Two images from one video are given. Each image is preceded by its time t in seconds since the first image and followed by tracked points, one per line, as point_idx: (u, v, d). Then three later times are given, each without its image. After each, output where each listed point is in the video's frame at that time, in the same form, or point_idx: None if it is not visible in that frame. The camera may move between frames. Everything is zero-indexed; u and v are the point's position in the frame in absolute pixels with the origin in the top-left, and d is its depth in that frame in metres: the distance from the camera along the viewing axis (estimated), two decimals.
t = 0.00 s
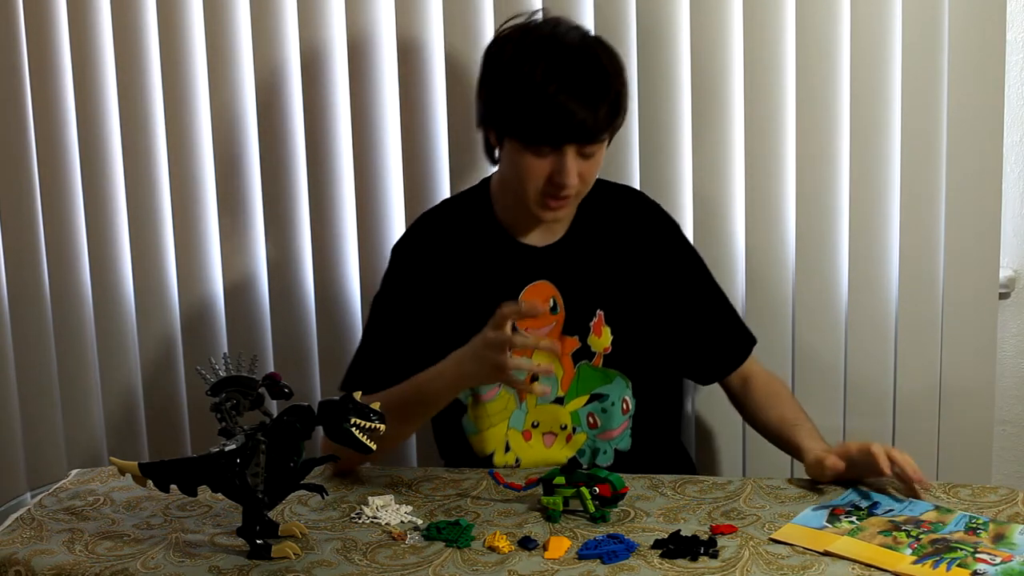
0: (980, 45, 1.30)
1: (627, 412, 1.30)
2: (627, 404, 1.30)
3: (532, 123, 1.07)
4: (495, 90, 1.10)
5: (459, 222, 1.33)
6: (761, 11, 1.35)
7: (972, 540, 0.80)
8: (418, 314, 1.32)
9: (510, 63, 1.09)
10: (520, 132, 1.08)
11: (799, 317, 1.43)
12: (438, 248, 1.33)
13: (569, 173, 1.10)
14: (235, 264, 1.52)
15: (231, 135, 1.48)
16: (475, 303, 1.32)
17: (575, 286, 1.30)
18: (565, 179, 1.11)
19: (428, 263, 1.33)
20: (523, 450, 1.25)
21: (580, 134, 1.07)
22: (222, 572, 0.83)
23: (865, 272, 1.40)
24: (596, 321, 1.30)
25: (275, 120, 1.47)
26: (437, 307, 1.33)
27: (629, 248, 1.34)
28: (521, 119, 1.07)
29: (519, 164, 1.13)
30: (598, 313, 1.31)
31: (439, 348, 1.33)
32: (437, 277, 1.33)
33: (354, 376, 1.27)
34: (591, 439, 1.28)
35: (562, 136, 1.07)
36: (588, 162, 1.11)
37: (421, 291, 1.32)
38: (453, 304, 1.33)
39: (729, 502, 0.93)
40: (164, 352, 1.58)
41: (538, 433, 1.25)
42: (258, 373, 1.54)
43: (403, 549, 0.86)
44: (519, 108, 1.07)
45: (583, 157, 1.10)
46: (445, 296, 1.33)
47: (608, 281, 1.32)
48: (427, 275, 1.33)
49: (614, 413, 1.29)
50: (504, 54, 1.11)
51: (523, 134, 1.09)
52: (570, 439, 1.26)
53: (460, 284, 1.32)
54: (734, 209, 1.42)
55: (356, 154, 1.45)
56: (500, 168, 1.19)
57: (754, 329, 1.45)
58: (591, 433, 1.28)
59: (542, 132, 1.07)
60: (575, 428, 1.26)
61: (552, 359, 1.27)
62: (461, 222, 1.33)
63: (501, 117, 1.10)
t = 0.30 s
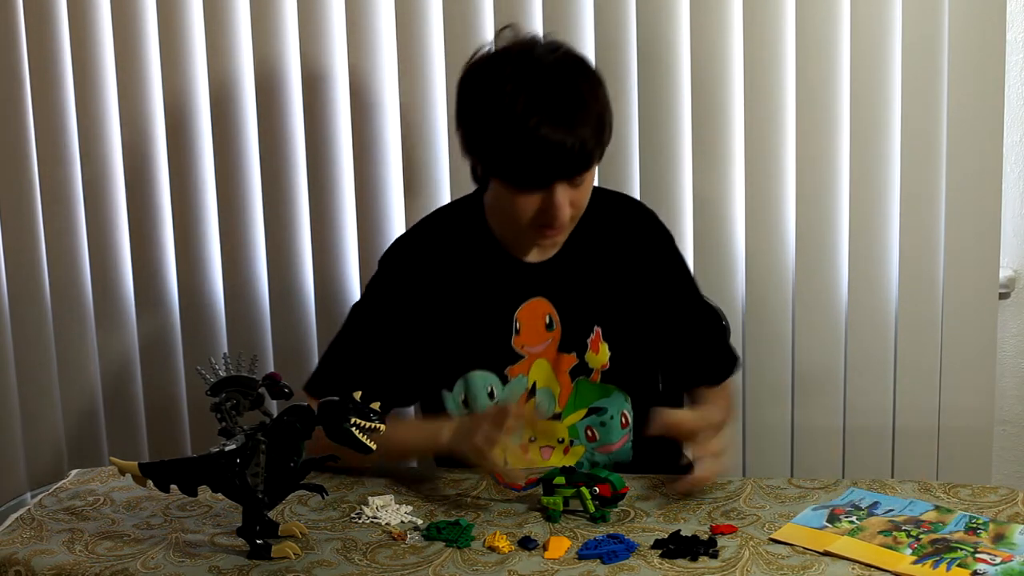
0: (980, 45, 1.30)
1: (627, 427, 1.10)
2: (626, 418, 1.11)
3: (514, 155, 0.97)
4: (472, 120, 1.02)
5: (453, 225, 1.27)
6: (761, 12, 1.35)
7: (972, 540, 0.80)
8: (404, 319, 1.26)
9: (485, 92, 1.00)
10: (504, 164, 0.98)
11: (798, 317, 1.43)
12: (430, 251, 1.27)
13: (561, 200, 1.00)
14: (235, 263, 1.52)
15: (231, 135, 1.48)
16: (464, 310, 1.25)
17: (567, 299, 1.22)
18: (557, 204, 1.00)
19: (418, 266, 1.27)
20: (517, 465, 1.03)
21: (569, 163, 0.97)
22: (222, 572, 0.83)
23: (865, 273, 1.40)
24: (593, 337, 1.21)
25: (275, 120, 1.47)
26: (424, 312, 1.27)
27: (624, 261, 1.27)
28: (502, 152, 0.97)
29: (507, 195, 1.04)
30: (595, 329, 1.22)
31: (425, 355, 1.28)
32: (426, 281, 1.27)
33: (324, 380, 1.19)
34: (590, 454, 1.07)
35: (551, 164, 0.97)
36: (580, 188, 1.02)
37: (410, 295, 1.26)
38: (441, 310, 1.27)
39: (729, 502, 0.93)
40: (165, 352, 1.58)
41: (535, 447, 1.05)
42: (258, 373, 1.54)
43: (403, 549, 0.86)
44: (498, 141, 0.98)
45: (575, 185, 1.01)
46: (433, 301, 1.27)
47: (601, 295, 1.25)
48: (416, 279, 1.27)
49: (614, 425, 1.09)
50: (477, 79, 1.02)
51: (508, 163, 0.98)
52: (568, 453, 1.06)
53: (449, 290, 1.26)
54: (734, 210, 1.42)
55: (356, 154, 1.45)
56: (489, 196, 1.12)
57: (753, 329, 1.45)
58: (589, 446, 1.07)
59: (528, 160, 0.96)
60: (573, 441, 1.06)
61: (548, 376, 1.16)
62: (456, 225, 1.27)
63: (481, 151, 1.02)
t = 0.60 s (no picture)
0: (981, 45, 1.30)
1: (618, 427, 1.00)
2: (616, 420, 1.00)
3: (494, 193, 0.89)
4: (443, 154, 0.93)
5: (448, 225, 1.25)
6: (761, 12, 1.35)
7: (972, 540, 0.80)
8: (392, 319, 1.23)
9: (458, 125, 0.92)
10: (474, 199, 0.91)
11: (798, 318, 1.43)
12: (423, 250, 1.25)
13: (545, 234, 0.94)
14: (235, 263, 1.52)
15: (231, 135, 1.48)
16: (449, 310, 1.22)
17: (549, 306, 1.20)
18: (542, 238, 0.95)
19: (410, 265, 1.25)
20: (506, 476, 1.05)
21: (553, 193, 0.90)
22: (222, 572, 0.83)
23: (865, 273, 1.40)
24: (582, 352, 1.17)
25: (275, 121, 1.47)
26: (411, 313, 1.24)
27: (609, 268, 1.25)
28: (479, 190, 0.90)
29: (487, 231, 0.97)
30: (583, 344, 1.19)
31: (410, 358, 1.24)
32: (415, 280, 1.24)
33: (313, 378, 1.17)
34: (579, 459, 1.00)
35: (534, 198, 0.90)
36: (563, 217, 0.96)
37: (386, 301, 1.23)
38: (428, 310, 1.23)
39: (729, 502, 0.93)
40: (165, 352, 1.58)
41: (523, 454, 1.06)
42: (258, 374, 1.54)
43: (403, 549, 0.86)
44: (464, 168, 0.90)
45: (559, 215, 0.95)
46: (421, 301, 1.24)
47: (584, 302, 1.23)
48: (407, 278, 1.24)
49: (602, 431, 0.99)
50: (444, 110, 0.94)
51: (486, 201, 0.90)
52: (557, 457, 1.05)
53: (419, 299, 1.24)
54: (734, 210, 1.42)
55: (356, 153, 1.45)
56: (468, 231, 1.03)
57: (753, 329, 1.45)
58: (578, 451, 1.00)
59: (511, 196, 0.89)
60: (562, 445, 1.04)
61: (534, 391, 1.10)
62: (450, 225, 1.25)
63: (454, 187, 0.93)
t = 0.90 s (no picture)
0: (981, 45, 1.30)
1: (603, 429, 1.02)
2: (601, 421, 1.02)
3: (478, 214, 0.90)
4: (433, 168, 0.94)
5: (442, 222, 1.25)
6: (761, 11, 1.35)
7: (972, 540, 0.80)
8: (386, 317, 1.23)
9: (450, 140, 0.92)
10: (462, 212, 0.91)
11: (798, 318, 1.43)
12: (416, 252, 1.24)
13: (525, 258, 0.95)
14: (235, 263, 1.52)
15: (231, 135, 1.48)
16: (446, 309, 1.22)
17: (540, 309, 1.20)
18: (521, 261, 0.96)
19: (404, 263, 1.24)
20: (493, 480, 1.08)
21: (536, 218, 0.90)
22: (222, 572, 0.83)
23: (865, 272, 1.40)
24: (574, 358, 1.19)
25: (275, 120, 1.47)
26: (405, 312, 1.24)
27: (597, 271, 1.24)
28: (464, 210, 0.90)
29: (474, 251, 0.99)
30: (576, 350, 1.19)
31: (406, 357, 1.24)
32: (410, 278, 1.23)
33: (310, 377, 1.15)
34: (565, 458, 1.02)
35: (517, 223, 0.90)
36: (545, 241, 0.96)
37: (379, 306, 1.22)
38: (424, 309, 1.23)
39: (729, 502, 0.93)
40: (165, 352, 1.58)
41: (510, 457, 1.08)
42: (258, 373, 1.54)
43: (403, 549, 0.86)
44: (455, 179, 0.90)
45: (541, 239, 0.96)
46: (417, 300, 1.23)
47: (574, 305, 1.22)
48: (402, 276, 1.24)
49: (588, 432, 1.01)
50: (439, 122, 0.95)
51: (470, 221, 0.91)
52: (543, 457, 1.07)
53: (412, 305, 1.23)
54: (734, 209, 1.42)
55: (357, 153, 1.45)
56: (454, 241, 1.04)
57: (752, 329, 1.45)
58: (563, 451, 1.02)
59: (494, 219, 0.90)
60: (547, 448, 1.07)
61: (522, 397, 1.15)
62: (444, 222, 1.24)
63: (441, 203, 0.94)
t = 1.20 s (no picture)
0: (981, 45, 1.30)
1: (601, 428, 1.06)
2: (600, 419, 1.06)
3: (466, 203, 0.92)
4: (425, 162, 0.96)
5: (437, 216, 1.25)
6: (761, 11, 1.35)
7: (972, 540, 0.80)
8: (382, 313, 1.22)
9: (440, 133, 0.94)
10: (455, 204, 0.93)
11: (798, 317, 1.43)
12: (413, 249, 1.24)
13: (519, 247, 0.97)
14: (235, 263, 1.52)
15: (231, 135, 1.48)
16: (442, 304, 1.22)
17: (535, 300, 1.21)
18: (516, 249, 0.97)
19: (399, 258, 1.24)
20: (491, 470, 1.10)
21: (528, 207, 0.92)
22: (222, 572, 0.83)
23: (865, 273, 1.40)
24: (569, 349, 1.20)
25: (275, 120, 1.47)
26: (401, 308, 1.24)
27: (590, 263, 1.25)
28: (456, 200, 0.92)
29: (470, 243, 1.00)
30: (570, 342, 1.21)
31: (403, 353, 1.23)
32: (405, 278, 1.23)
33: (310, 378, 1.15)
34: (562, 454, 1.06)
35: (509, 212, 0.92)
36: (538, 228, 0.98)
37: (376, 303, 1.22)
38: (420, 305, 1.23)
39: (729, 502, 0.92)
40: (166, 352, 1.58)
41: (507, 450, 1.11)
42: (258, 373, 1.54)
43: (403, 549, 0.86)
44: (446, 172, 0.92)
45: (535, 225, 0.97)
46: (413, 295, 1.23)
47: (569, 296, 1.23)
48: (397, 272, 1.24)
49: (586, 428, 1.05)
50: (429, 115, 0.96)
51: (463, 211, 0.93)
52: (539, 454, 1.10)
53: (409, 301, 1.23)
54: (734, 209, 1.42)
55: (357, 153, 1.45)
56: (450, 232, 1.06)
57: (752, 329, 1.45)
58: (561, 446, 1.06)
59: (486, 209, 0.91)
60: (545, 443, 1.10)
61: (519, 388, 1.17)
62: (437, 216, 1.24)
63: (435, 196, 0.96)
